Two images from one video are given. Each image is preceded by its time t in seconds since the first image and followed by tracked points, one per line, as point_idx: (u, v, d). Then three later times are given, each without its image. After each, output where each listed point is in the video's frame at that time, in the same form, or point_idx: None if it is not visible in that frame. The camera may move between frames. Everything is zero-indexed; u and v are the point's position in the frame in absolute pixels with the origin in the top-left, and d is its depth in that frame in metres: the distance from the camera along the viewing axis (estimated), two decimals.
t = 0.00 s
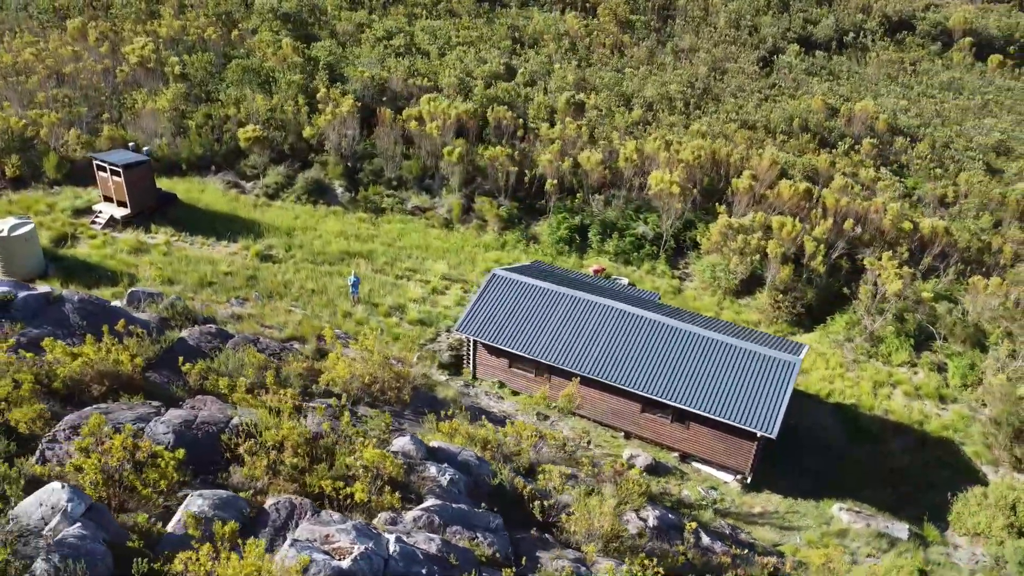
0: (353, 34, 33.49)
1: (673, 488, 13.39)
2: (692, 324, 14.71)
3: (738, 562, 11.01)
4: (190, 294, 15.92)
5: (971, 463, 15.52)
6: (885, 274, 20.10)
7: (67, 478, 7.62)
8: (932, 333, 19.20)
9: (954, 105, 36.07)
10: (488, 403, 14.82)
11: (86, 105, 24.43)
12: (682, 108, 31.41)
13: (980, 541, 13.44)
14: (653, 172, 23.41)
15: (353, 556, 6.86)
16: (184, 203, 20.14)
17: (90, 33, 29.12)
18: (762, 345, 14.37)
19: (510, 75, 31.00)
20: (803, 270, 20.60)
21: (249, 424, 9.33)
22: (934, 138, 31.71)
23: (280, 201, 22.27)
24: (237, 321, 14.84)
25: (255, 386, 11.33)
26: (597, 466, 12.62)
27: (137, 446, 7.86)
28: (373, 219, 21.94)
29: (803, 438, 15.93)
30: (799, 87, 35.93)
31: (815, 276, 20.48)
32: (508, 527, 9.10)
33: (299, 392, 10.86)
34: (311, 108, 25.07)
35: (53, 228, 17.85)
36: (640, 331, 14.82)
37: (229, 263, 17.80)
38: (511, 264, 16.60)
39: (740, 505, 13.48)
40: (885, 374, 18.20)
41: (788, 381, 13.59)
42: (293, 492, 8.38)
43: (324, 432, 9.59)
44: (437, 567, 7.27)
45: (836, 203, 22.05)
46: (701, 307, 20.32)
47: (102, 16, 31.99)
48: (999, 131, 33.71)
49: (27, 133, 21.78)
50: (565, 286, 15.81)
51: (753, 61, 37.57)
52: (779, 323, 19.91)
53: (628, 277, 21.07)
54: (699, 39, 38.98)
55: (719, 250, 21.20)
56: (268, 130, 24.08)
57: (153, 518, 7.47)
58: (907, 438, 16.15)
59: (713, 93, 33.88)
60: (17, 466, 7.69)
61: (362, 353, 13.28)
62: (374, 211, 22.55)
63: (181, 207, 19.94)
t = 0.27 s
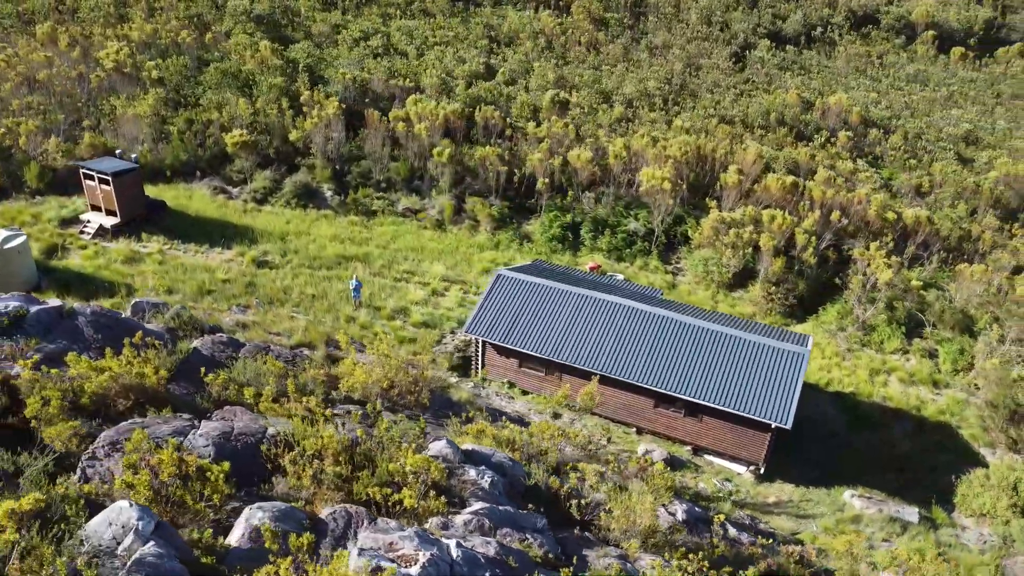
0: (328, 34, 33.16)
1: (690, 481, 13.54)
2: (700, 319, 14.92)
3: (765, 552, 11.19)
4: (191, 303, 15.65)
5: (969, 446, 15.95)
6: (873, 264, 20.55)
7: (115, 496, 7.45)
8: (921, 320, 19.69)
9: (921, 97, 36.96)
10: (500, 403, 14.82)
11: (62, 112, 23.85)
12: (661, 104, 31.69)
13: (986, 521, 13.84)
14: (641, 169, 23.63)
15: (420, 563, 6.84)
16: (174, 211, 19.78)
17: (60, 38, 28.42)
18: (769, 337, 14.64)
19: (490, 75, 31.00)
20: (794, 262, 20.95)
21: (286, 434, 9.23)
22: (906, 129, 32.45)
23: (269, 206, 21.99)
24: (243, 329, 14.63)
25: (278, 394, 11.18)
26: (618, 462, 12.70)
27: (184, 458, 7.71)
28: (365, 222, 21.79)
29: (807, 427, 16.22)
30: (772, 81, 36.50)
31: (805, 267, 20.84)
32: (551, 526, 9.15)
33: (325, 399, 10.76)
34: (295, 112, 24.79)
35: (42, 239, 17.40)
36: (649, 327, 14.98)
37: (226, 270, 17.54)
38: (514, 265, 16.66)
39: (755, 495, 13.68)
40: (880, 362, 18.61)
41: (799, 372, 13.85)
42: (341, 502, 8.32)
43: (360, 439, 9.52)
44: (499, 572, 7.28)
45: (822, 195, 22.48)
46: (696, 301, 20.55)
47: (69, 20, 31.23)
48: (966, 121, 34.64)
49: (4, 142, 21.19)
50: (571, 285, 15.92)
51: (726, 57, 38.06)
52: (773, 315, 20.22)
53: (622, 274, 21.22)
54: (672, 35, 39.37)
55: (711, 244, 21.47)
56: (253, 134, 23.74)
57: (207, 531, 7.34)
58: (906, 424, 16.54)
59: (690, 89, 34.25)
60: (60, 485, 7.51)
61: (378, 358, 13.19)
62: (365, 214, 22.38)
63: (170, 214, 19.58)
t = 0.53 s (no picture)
0: (304, 36, 32.80)
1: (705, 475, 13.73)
2: (707, 315, 15.14)
3: (788, 542, 11.41)
4: (193, 313, 15.43)
5: (965, 431, 16.41)
6: (861, 255, 21.01)
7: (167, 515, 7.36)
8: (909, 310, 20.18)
9: (890, 89, 37.78)
10: (511, 404, 14.87)
11: (39, 121, 23.27)
12: (640, 100, 31.95)
13: (989, 503, 14.26)
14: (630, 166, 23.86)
15: (486, 570, 6.86)
16: (163, 219, 19.44)
17: (30, 44, 27.71)
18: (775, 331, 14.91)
19: (470, 74, 30.95)
20: (784, 255, 21.31)
21: (323, 444, 9.18)
22: (878, 122, 33.16)
23: (259, 212, 21.72)
24: (250, 338, 14.46)
25: (301, 403, 11.08)
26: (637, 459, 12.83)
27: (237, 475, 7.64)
28: (357, 226, 21.64)
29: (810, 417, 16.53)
30: (745, 77, 37.01)
31: (795, 260, 21.21)
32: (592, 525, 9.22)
33: (353, 407, 10.71)
34: (279, 116, 24.52)
35: (31, 252, 16.99)
36: (657, 325, 15.16)
37: (224, 278, 17.30)
38: (518, 267, 16.75)
39: (768, 487, 13.92)
40: (872, 351, 19.04)
41: (806, 364, 14.13)
42: (389, 510, 8.31)
43: (396, 446, 9.50)
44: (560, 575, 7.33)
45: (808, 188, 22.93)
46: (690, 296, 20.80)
47: (36, 25, 30.46)
48: (934, 113, 35.50)
49: None
50: (577, 285, 16.06)
51: (699, 53, 38.51)
52: (766, 307, 20.56)
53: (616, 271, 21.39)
54: (645, 32, 39.70)
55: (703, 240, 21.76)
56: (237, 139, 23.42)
57: (263, 546, 7.29)
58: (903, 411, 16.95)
59: (667, 85, 34.58)
60: (110, 506, 7.39)
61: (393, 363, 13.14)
62: (356, 218, 22.23)
63: (160, 222, 19.24)
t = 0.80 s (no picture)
0: (279, 38, 32.40)
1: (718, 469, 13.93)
2: (714, 312, 15.36)
3: (810, 531, 11.63)
4: (196, 323, 15.19)
5: (960, 417, 16.88)
6: (847, 248, 21.50)
7: (222, 532, 7.26)
8: (897, 300, 20.66)
9: (859, 84, 38.58)
10: (522, 404, 14.92)
11: (15, 129, 22.67)
12: (619, 98, 32.18)
13: (989, 486, 14.70)
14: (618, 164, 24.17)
15: (552, 574, 6.92)
16: (153, 228, 19.10)
17: None
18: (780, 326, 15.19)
19: (450, 75, 30.90)
20: (773, 249, 21.67)
21: (362, 454, 9.14)
22: (851, 116, 33.85)
23: (248, 218, 21.46)
24: (259, 347, 14.29)
25: (326, 412, 11.00)
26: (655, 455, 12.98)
27: (292, 489, 7.57)
28: (350, 230, 21.48)
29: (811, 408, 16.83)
30: (719, 73, 37.51)
31: (784, 254, 21.58)
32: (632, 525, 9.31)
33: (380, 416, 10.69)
34: (263, 121, 24.23)
35: (21, 265, 16.56)
36: (665, 322, 15.35)
37: (222, 287, 17.07)
38: (522, 268, 16.82)
39: (779, 478, 14.17)
40: (863, 342, 19.47)
41: (813, 357, 14.41)
42: (437, 517, 8.32)
43: (434, 453, 9.49)
44: None
45: (793, 183, 23.49)
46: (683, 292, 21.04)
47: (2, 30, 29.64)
48: (903, 106, 36.35)
49: None
50: (583, 285, 16.19)
51: (673, 51, 38.90)
52: (758, 301, 20.89)
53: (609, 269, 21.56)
54: (619, 31, 39.98)
55: (694, 236, 22.09)
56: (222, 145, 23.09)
57: (322, 561, 7.24)
58: (899, 399, 17.37)
59: (644, 83, 34.87)
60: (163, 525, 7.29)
61: (409, 368, 13.11)
62: (346, 221, 22.07)
63: (151, 231, 18.89)
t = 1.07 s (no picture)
0: (254, 40, 31.98)
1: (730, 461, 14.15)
2: (719, 307, 15.58)
3: (830, 519, 11.87)
4: (200, 333, 14.96)
5: (953, 401, 17.34)
6: (834, 240, 21.99)
7: (280, 546, 7.22)
8: (884, 290, 21.15)
9: (829, 78, 39.31)
10: (533, 404, 14.99)
11: None
12: (598, 95, 32.37)
13: (988, 469, 15.16)
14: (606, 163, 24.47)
15: (617, 574, 6.99)
16: (144, 237, 18.74)
17: None
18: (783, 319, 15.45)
19: (430, 76, 30.80)
20: (762, 243, 22.04)
21: (403, 461, 9.13)
22: (823, 110, 34.51)
23: (237, 224, 21.17)
24: (268, 356, 14.14)
25: (352, 420, 10.94)
26: (672, 449, 13.13)
27: (349, 498, 7.53)
28: (342, 234, 21.31)
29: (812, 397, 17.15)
30: (693, 69, 37.93)
31: (773, 247, 21.96)
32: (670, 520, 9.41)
33: (408, 421, 10.68)
34: (247, 125, 23.90)
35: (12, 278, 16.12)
36: (671, 319, 15.53)
37: (221, 295, 16.82)
38: (525, 268, 16.91)
39: (788, 468, 14.44)
40: (855, 331, 19.90)
41: (819, 348, 14.71)
42: (486, 521, 8.34)
43: (471, 456, 9.51)
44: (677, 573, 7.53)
45: (777, 177, 24.07)
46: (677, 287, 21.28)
47: None
48: (872, 99, 37.15)
49: None
50: (587, 285, 16.31)
51: (646, 48, 39.24)
52: (750, 294, 21.21)
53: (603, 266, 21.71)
54: (592, 28, 40.20)
55: (684, 232, 22.44)
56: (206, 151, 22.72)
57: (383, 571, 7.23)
58: (895, 386, 17.78)
59: (621, 79, 35.11)
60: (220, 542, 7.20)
61: (425, 372, 13.09)
62: (337, 226, 21.90)
63: (142, 240, 18.52)
